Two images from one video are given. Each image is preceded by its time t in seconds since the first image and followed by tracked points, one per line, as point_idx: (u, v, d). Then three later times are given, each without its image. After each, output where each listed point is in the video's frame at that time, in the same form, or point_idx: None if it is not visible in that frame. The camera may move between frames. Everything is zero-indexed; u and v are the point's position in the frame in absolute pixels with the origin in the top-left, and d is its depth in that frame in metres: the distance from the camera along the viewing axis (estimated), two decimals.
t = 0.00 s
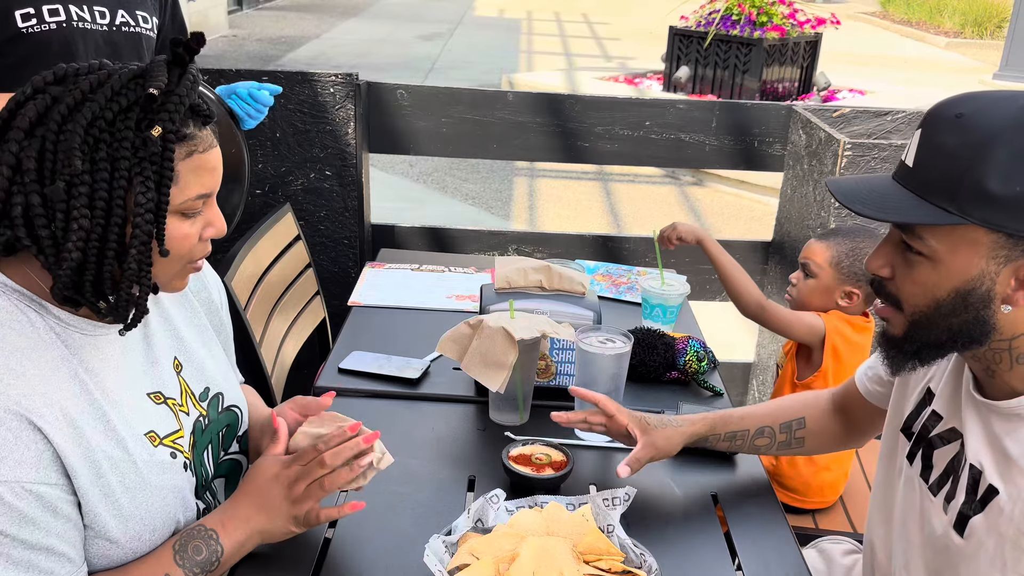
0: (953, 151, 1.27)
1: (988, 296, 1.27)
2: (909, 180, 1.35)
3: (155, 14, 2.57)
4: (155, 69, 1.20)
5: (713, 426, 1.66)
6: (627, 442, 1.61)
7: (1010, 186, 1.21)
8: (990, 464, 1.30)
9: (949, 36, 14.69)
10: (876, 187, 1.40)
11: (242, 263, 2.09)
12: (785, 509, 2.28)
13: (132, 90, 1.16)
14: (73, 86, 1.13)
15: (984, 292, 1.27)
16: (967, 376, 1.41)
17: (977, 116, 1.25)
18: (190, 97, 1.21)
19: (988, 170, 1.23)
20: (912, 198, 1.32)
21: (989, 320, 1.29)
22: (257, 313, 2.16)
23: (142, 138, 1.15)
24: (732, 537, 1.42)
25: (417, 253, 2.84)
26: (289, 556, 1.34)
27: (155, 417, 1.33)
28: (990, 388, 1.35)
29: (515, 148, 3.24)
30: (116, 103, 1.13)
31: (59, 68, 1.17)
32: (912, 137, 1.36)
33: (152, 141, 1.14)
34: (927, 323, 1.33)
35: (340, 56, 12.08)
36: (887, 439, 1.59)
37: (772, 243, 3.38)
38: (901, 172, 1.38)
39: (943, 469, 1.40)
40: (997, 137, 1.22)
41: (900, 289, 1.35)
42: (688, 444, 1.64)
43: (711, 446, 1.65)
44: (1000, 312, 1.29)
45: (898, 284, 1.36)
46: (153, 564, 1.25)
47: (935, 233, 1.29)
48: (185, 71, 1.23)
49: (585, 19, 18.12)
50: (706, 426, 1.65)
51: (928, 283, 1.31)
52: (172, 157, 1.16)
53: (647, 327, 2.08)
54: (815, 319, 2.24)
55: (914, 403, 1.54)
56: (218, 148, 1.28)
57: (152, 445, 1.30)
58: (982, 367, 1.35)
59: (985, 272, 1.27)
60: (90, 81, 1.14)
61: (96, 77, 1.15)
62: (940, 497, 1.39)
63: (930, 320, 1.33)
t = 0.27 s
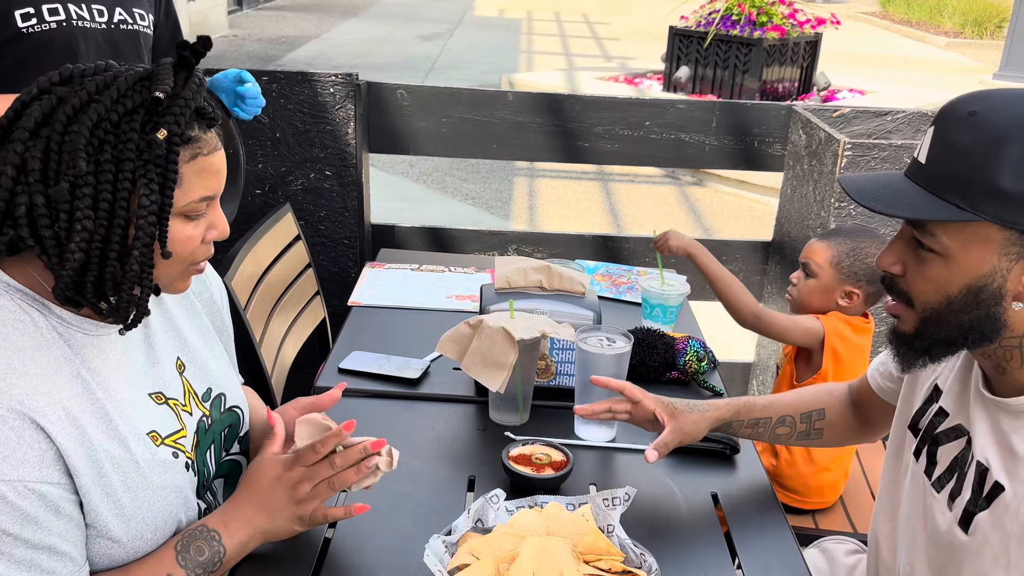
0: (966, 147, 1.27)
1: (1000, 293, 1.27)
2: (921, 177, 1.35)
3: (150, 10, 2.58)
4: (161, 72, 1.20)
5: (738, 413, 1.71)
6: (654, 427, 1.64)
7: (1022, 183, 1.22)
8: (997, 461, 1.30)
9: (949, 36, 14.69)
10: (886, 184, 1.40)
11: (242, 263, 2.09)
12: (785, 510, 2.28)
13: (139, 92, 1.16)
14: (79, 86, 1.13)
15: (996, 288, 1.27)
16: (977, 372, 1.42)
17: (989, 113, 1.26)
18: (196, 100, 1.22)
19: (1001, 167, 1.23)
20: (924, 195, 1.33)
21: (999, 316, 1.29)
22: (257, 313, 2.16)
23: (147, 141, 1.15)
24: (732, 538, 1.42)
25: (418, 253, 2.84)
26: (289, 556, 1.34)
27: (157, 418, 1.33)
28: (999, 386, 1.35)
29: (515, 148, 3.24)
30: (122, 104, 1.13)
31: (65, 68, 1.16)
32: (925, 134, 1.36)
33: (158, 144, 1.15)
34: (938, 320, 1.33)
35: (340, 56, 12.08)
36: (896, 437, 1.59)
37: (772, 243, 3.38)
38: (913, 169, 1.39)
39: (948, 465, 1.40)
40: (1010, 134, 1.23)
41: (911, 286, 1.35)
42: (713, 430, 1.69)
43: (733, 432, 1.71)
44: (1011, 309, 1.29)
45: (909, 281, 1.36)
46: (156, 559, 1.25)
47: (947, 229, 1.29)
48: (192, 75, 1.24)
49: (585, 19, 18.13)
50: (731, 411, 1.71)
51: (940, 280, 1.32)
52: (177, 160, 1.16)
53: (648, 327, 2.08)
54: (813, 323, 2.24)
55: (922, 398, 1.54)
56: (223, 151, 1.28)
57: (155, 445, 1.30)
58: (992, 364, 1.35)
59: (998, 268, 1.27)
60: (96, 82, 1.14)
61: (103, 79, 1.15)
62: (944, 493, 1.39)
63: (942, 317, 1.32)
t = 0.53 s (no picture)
0: (970, 153, 1.27)
1: (1008, 297, 1.27)
2: (923, 185, 1.35)
3: (144, 13, 2.58)
4: (165, 73, 1.20)
5: (749, 414, 1.72)
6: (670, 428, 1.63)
7: None
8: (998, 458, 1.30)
9: (949, 36, 14.69)
10: (888, 192, 1.40)
11: (242, 263, 2.09)
12: (785, 509, 2.28)
13: (142, 92, 1.16)
14: (84, 86, 1.14)
15: (1004, 294, 1.28)
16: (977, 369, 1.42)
17: (991, 118, 1.26)
18: (200, 100, 1.22)
19: (1007, 174, 1.23)
20: (928, 203, 1.32)
21: (1009, 320, 1.28)
22: (257, 313, 2.16)
23: (151, 141, 1.15)
24: (732, 538, 1.42)
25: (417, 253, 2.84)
26: (288, 555, 1.34)
27: (159, 418, 1.33)
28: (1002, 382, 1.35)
29: (515, 148, 3.24)
30: (127, 104, 1.14)
31: (70, 68, 1.16)
32: (925, 139, 1.36)
33: (162, 143, 1.15)
34: (948, 326, 1.32)
35: (340, 56, 12.08)
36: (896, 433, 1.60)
37: (771, 243, 3.38)
38: (914, 174, 1.38)
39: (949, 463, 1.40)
40: (1015, 141, 1.23)
41: (919, 292, 1.34)
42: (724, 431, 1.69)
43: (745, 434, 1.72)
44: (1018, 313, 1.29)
45: (915, 287, 1.35)
46: (159, 557, 1.26)
47: (952, 237, 1.28)
48: (195, 74, 1.24)
49: (585, 19, 18.13)
50: (743, 413, 1.71)
51: (946, 287, 1.31)
52: (181, 160, 1.17)
53: (648, 327, 2.08)
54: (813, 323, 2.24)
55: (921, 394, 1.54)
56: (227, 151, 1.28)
57: (158, 445, 1.30)
58: (998, 363, 1.34)
59: (1005, 274, 1.27)
60: (101, 82, 1.14)
61: (108, 79, 1.15)
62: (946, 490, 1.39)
63: (950, 322, 1.31)
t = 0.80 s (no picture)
0: (979, 197, 1.25)
1: None
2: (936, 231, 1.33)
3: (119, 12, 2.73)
4: (145, 68, 1.20)
5: (805, 430, 1.78)
6: (742, 456, 1.66)
7: None
8: None
9: (949, 35, 14.69)
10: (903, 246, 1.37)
11: (242, 263, 2.09)
12: (786, 510, 2.28)
13: (120, 89, 1.15)
14: (71, 86, 1.14)
15: None
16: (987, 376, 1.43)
17: (990, 156, 1.24)
18: (181, 93, 1.22)
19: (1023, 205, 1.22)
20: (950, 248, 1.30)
21: None
22: (257, 313, 2.16)
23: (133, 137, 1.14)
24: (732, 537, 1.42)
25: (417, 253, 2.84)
26: (289, 555, 1.34)
27: (160, 417, 1.32)
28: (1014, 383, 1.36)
29: (515, 148, 3.24)
30: (109, 101, 1.13)
31: (62, 68, 1.17)
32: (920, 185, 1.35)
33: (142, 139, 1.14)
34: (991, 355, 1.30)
35: (340, 56, 12.07)
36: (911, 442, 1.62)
37: (771, 243, 3.38)
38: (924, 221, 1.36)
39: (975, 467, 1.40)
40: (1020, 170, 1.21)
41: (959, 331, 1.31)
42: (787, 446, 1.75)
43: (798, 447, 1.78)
44: None
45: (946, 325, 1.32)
46: (160, 554, 1.26)
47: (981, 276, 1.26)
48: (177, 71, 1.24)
49: (585, 19, 18.13)
50: (800, 429, 1.77)
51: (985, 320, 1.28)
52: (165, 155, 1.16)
53: (648, 327, 2.08)
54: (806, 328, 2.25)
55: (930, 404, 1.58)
56: (220, 145, 1.27)
57: (158, 444, 1.30)
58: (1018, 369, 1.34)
59: None
60: (84, 81, 1.14)
61: (90, 77, 1.15)
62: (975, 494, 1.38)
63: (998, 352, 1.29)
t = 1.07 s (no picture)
0: (949, 180, 1.32)
1: None
2: (913, 215, 1.39)
3: (76, 6, 2.99)
4: (135, 62, 1.20)
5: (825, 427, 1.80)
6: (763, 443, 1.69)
7: (1014, 199, 1.27)
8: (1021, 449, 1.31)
9: (948, 35, 14.69)
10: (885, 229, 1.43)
11: (242, 263, 2.09)
12: (785, 509, 2.28)
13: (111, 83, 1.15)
14: (64, 83, 1.14)
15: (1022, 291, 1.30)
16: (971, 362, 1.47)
17: (957, 143, 1.31)
18: (173, 86, 1.21)
19: (992, 187, 1.28)
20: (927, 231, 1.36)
21: None
22: (257, 313, 2.16)
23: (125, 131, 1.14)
24: (730, 534, 1.43)
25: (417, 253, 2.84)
26: (289, 555, 1.34)
27: (167, 413, 1.32)
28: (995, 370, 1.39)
29: (515, 148, 3.24)
30: (101, 97, 1.13)
31: (61, 66, 1.17)
32: (899, 171, 1.41)
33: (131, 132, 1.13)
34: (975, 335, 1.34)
35: (340, 56, 12.08)
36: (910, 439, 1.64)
37: (772, 243, 3.38)
38: (898, 208, 1.43)
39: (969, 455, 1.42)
40: (988, 153, 1.28)
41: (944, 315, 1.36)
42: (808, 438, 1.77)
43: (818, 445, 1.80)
44: None
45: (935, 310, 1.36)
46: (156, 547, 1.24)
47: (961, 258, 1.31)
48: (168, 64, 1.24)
49: (585, 19, 18.13)
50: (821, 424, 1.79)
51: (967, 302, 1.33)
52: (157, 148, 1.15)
53: (648, 327, 2.08)
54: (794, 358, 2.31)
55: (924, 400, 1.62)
56: (218, 142, 1.27)
57: (167, 438, 1.31)
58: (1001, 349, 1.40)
59: (1018, 276, 1.30)
60: (77, 78, 1.14)
61: (83, 74, 1.15)
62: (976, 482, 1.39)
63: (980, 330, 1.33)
